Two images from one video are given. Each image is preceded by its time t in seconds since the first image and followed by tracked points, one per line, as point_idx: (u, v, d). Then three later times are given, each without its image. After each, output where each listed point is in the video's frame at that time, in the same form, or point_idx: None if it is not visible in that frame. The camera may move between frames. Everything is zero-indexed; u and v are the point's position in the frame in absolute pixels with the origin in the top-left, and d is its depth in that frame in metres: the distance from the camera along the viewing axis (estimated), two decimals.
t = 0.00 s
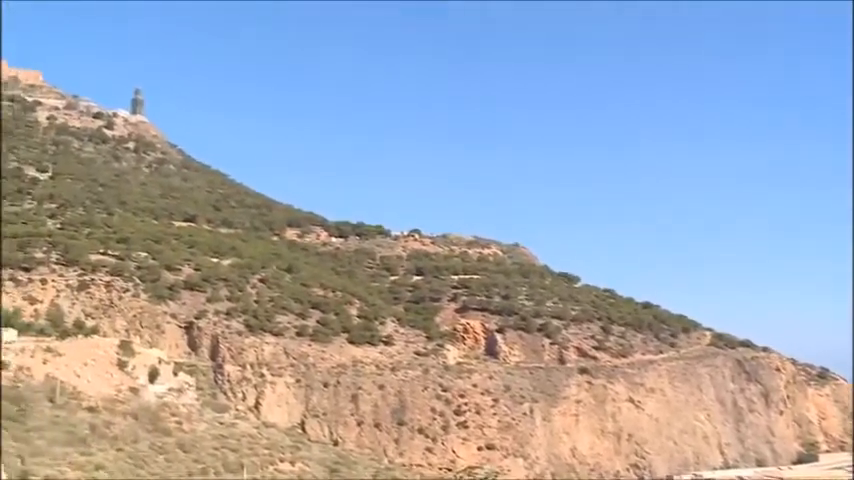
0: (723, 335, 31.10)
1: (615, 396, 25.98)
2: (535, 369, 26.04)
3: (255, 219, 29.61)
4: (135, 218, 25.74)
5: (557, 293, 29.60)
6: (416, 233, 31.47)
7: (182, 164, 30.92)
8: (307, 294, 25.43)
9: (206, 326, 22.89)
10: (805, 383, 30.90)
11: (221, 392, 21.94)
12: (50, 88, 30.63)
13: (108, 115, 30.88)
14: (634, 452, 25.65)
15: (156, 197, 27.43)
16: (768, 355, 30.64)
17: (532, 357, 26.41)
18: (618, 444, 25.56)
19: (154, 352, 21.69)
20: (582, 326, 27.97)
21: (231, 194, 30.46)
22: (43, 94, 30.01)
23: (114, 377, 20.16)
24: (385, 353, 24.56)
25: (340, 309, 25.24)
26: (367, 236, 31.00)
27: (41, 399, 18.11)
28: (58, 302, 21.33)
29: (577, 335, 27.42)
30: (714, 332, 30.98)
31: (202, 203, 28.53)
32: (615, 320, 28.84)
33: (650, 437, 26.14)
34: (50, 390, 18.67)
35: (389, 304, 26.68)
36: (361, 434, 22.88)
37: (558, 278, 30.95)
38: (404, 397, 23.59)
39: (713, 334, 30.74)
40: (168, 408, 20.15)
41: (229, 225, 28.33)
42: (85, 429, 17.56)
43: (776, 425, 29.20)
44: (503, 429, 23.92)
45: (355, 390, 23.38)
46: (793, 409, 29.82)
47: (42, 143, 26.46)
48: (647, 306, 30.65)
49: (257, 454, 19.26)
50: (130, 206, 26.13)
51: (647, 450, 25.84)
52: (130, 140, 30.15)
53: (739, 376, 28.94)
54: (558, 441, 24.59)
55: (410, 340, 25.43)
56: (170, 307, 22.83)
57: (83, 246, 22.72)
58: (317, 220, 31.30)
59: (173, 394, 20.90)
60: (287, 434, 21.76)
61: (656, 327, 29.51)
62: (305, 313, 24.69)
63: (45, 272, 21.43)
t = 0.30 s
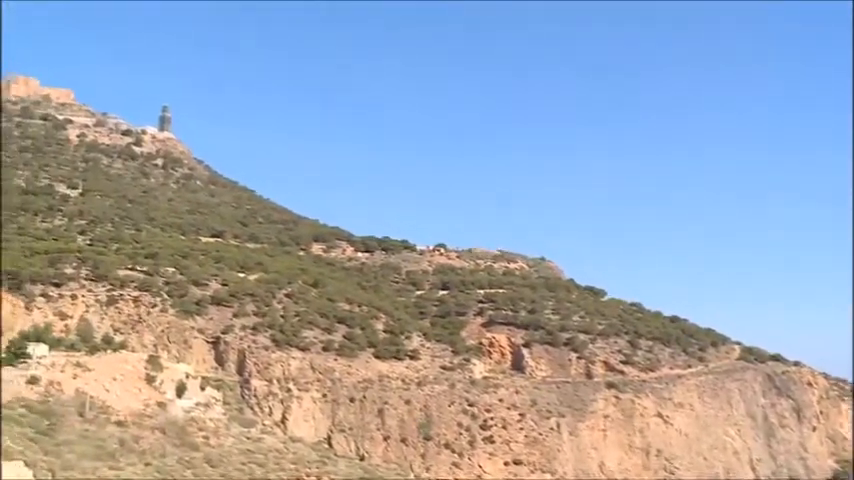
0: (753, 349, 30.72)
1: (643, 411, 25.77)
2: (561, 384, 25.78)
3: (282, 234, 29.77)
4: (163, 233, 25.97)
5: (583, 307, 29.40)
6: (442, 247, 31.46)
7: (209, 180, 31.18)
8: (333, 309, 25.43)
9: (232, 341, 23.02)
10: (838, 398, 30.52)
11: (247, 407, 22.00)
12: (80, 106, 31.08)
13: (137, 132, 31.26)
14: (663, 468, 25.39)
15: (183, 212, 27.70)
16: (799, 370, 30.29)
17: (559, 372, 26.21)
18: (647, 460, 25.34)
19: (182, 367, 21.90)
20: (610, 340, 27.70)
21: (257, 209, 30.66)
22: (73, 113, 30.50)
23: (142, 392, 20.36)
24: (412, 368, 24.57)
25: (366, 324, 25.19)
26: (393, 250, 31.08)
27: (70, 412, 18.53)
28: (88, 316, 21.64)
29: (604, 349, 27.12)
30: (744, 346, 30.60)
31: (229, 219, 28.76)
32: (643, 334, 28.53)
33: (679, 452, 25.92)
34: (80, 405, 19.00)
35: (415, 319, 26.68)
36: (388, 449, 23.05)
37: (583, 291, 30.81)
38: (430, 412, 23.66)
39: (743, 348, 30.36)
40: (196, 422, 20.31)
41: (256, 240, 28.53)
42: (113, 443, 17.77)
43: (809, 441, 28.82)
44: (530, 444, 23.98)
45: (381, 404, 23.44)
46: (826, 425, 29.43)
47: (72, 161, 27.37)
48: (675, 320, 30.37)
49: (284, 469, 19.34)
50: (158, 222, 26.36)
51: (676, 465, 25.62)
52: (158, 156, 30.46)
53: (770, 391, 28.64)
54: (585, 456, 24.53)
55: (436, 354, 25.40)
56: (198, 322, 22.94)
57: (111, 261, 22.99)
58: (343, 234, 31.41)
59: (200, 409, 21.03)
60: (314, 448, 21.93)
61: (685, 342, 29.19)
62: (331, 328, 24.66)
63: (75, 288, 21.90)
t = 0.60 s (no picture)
0: (791, 361, 30.21)
1: (678, 423, 25.52)
2: (594, 396, 25.57)
3: (314, 247, 29.93)
4: (197, 247, 26.21)
5: (616, 318, 29.18)
6: (474, 258, 31.41)
7: (242, 194, 31.43)
8: (365, 321, 25.42)
9: (265, 353, 23.07)
10: None
11: (281, 418, 22.17)
12: (117, 122, 31.55)
13: (171, 147, 31.62)
14: None
15: (216, 226, 27.97)
16: (840, 381, 29.71)
17: (592, 384, 25.99)
18: (683, 473, 25.20)
19: (216, 380, 22.12)
20: (643, 351, 27.44)
21: (289, 222, 30.87)
22: (110, 130, 30.95)
23: (177, 404, 20.58)
24: (444, 380, 24.54)
25: (398, 336, 25.24)
26: (425, 262, 31.08)
27: (107, 424, 18.93)
28: (123, 330, 21.85)
29: (638, 361, 26.87)
30: (782, 358, 30.10)
31: (261, 232, 28.99)
32: (677, 346, 28.22)
33: (716, 466, 25.71)
34: (116, 416, 19.31)
35: (447, 331, 26.67)
36: (421, 461, 23.15)
37: (615, 303, 30.58)
38: (463, 424, 23.66)
39: (780, 360, 29.87)
40: (229, 435, 20.47)
41: (289, 253, 28.71)
42: (148, 454, 18.07)
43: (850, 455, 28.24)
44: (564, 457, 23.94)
45: (414, 416, 23.48)
46: None
47: (109, 176, 27.84)
48: (710, 332, 30.00)
49: None
50: (192, 235, 26.61)
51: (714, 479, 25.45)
52: (192, 171, 30.79)
53: (809, 404, 28.15)
54: (619, 469, 24.48)
55: (468, 366, 25.39)
56: (231, 335, 23.09)
57: (145, 274, 23.28)
58: (375, 246, 31.49)
59: (234, 421, 21.18)
60: (347, 461, 22.20)
61: (720, 353, 28.81)
62: (364, 340, 24.74)
63: (111, 301, 22.14)
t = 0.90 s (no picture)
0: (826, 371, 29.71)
1: (709, 434, 25.25)
2: (625, 407, 25.37)
3: (342, 258, 30.03)
4: (226, 258, 26.38)
5: (646, 328, 28.94)
6: (502, 269, 31.34)
7: (271, 206, 31.60)
8: (393, 332, 25.45)
9: (294, 364, 23.21)
10: None
11: (310, 429, 22.23)
12: (147, 136, 31.89)
13: (200, 159, 31.88)
14: None
15: (245, 238, 28.13)
16: None
17: (622, 394, 25.78)
18: None
19: (245, 390, 22.13)
20: (674, 362, 27.20)
21: (317, 233, 31.00)
22: (140, 143, 31.29)
23: (207, 415, 20.72)
24: (473, 390, 24.46)
25: (426, 347, 25.20)
26: (453, 272, 31.02)
27: (138, 435, 18.95)
28: (154, 342, 22.06)
29: (668, 372, 26.64)
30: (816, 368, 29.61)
31: (290, 243, 29.12)
32: (708, 356, 27.92)
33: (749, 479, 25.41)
34: (147, 427, 19.37)
35: (476, 342, 26.59)
36: (449, 473, 23.11)
37: (644, 313, 30.37)
38: (492, 435, 23.59)
39: (815, 370, 29.39)
40: (258, 445, 20.51)
41: (317, 264, 28.81)
42: (179, 465, 18.14)
43: None
44: (594, 468, 23.95)
45: (443, 427, 23.43)
46: None
47: (139, 189, 28.10)
48: (741, 342, 29.63)
49: None
50: (221, 247, 26.80)
51: None
52: (220, 183, 31.01)
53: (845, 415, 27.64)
54: None
55: (497, 377, 25.32)
56: (260, 346, 23.20)
57: (175, 286, 23.40)
58: (402, 257, 31.53)
59: (263, 432, 21.28)
60: (375, 472, 22.25)
61: (753, 363, 28.45)
62: (393, 351, 24.76)
63: (142, 313, 22.31)
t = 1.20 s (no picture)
0: None
1: (747, 450, 24.66)
2: (659, 421, 25.31)
3: (374, 272, 30.11)
4: (259, 273, 26.60)
5: (681, 341, 28.69)
6: (534, 282, 31.25)
7: (303, 220, 31.79)
8: (426, 346, 25.40)
9: (327, 378, 23.26)
10: None
11: (343, 444, 22.25)
12: (182, 153, 32.24)
13: (234, 175, 32.15)
14: None
15: (278, 253, 28.31)
16: None
17: (656, 408, 25.66)
18: None
19: (278, 405, 22.18)
20: (709, 375, 26.95)
21: (349, 248, 31.12)
22: (174, 160, 31.63)
23: (241, 429, 20.87)
24: (506, 404, 24.51)
25: (459, 361, 25.19)
26: (485, 286, 30.98)
27: (173, 450, 19.05)
28: (188, 357, 22.14)
29: (704, 385, 26.39)
30: None
31: (322, 258, 29.26)
32: (745, 369, 27.52)
33: None
34: (182, 441, 19.43)
35: (508, 355, 26.59)
36: None
37: (679, 326, 30.13)
38: (526, 449, 23.40)
39: None
40: (292, 460, 20.61)
41: (349, 279, 28.92)
42: None
43: None
44: None
45: (476, 442, 23.28)
46: None
47: (174, 205, 28.42)
48: (779, 355, 29.20)
49: None
50: (254, 262, 27.02)
51: None
52: (253, 198, 31.27)
53: None
54: None
55: (530, 390, 25.40)
56: (293, 361, 23.38)
57: (208, 301, 23.66)
58: (434, 271, 31.56)
59: (296, 446, 21.42)
60: None
61: (791, 377, 28.01)
62: (425, 365, 24.80)
63: (176, 329, 22.48)
